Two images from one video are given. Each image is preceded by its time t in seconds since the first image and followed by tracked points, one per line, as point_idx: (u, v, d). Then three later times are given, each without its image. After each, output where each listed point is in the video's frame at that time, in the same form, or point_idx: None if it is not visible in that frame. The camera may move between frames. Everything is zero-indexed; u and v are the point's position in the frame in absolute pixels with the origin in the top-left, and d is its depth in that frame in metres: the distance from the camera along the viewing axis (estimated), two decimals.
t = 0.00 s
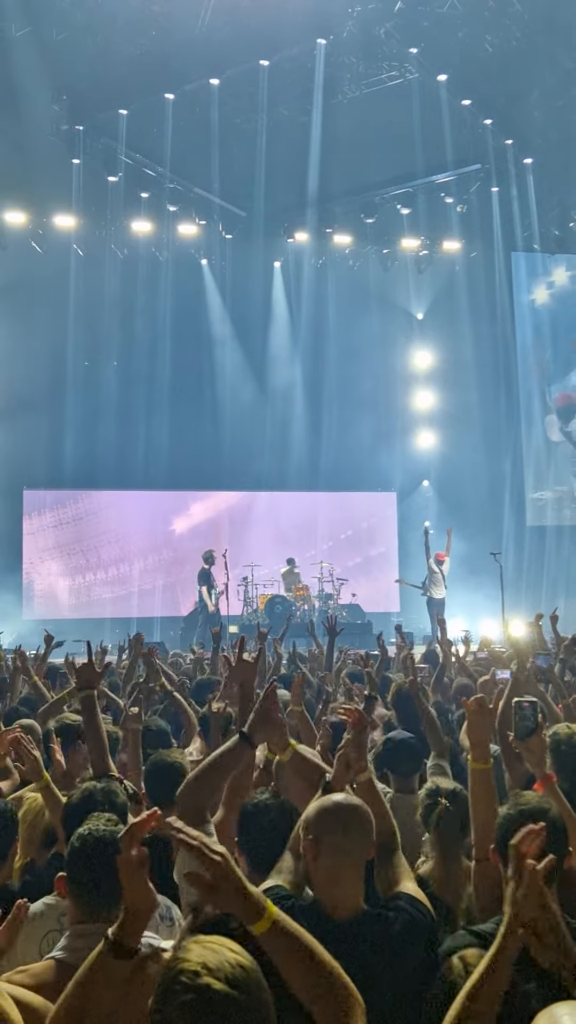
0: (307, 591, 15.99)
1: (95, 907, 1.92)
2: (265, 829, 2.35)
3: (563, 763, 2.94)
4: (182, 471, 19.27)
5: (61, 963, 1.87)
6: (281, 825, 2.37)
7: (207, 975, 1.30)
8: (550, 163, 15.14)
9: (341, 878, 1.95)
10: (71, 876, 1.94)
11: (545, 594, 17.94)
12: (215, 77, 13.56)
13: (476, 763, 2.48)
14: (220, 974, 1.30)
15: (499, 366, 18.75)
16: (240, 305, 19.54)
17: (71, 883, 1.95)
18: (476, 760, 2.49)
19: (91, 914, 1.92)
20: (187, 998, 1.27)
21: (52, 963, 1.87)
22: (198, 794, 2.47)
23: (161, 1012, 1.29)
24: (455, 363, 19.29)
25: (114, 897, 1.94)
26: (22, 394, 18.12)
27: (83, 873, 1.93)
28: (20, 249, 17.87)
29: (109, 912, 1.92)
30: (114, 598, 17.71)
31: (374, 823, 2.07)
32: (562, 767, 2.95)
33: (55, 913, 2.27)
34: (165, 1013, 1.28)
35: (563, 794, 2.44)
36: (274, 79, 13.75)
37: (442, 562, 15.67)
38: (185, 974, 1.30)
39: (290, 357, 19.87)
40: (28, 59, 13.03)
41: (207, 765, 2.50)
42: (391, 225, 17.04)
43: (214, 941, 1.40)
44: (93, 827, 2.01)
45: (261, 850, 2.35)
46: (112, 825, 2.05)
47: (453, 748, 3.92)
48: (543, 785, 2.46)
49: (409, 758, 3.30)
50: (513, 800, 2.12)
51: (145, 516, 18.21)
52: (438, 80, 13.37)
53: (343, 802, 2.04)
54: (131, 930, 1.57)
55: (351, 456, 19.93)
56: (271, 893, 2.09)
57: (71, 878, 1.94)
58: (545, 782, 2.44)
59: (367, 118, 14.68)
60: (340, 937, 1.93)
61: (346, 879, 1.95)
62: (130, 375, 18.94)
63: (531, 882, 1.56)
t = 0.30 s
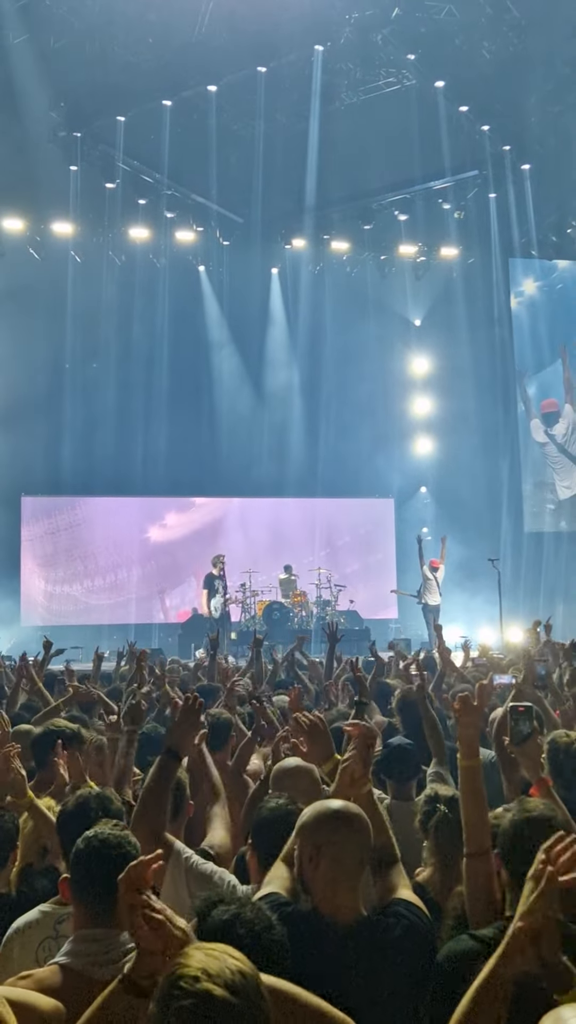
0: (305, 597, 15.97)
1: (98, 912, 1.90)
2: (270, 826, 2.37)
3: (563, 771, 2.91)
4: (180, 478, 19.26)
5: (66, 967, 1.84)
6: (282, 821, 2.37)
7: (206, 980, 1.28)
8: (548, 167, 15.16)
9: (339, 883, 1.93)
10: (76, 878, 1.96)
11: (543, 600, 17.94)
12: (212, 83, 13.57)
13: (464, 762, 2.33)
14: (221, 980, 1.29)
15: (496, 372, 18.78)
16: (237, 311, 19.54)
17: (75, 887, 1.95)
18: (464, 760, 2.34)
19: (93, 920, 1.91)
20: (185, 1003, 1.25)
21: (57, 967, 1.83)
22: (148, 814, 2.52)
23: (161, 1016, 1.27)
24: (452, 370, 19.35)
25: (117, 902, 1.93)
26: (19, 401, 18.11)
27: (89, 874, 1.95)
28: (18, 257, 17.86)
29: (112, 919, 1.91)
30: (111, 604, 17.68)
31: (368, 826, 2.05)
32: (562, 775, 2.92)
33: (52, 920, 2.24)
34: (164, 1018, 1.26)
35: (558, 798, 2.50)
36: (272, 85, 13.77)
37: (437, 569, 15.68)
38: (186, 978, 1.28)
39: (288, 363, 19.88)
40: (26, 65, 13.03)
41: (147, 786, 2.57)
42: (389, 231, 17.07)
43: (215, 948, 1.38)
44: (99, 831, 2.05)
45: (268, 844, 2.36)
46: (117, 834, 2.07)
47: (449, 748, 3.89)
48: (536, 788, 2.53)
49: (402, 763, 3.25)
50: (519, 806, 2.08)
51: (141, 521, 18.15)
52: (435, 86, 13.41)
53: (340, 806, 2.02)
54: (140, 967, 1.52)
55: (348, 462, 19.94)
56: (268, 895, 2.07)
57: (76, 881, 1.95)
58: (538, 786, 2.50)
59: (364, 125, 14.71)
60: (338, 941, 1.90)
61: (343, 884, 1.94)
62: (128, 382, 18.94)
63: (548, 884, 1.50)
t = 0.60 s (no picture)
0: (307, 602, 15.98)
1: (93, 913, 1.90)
2: (268, 832, 2.30)
3: (567, 780, 2.91)
4: (181, 482, 19.27)
5: (65, 970, 1.83)
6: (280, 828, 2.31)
7: (204, 983, 1.34)
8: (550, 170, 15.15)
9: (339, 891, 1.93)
10: (69, 879, 1.96)
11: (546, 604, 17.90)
12: (214, 87, 13.57)
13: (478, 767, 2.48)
14: (217, 981, 1.35)
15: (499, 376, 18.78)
16: (239, 315, 19.51)
17: (70, 890, 1.95)
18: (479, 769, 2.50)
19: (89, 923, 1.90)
20: (185, 1005, 1.31)
21: (56, 970, 1.82)
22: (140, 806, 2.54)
23: (161, 1017, 1.33)
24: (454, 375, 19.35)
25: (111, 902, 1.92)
26: (21, 406, 18.11)
27: (84, 874, 1.95)
28: (20, 262, 17.87)
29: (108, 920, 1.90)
30: (113, 609, 17.65)
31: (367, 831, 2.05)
32: (565, 784, 2.92)
33: (49, 926, 2.22)
34: (164, 1019, 1.33)
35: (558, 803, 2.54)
36: (273, 91, 13.77)
37: (438, 573, 15.69)
38: (184, 981, 1.34)
39: (289, 366, 19.85)
40: (28, 69, 13.04)
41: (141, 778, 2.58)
42: (390, 235, 17.05)
43: (213, 951, 1.45)
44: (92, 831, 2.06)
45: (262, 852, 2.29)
46: (108, 836, 2.07)
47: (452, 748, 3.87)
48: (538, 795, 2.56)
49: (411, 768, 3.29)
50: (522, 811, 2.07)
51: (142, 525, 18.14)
52: (437, 90, 13.42)
53: (337, 812, 2.01)
54: (122, 987, 1.63)
55: (350, 466, 19.92)
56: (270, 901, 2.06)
57: (70, 882, 1.96)
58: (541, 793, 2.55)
59: (365, 129, 14.71)
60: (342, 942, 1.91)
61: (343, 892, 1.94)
62: (129, 387, 18.93)
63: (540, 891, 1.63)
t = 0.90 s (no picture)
0: (308, 603, 15.98)
1: (87, 916, 1.91)
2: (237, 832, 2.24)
3: (562, 786, 2.91)
4: (182, 484, 19.29)
5: (61, 978, 1.83)
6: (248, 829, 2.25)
7: (209, 984, 1.35)
8: (551, 171, 15.15)
9: (341, 892, 1.93)
10: (65, 885, 1.96)
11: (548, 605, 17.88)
12: (215, 90, 13.57)
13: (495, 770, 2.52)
14: (222, 982, 1.35)
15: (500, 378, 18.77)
16: (241, 317, 19.50)
17: (67, 894, 1.96)
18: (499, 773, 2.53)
19: (83, 925, 1.91)
20: (189, 1006, 1.31)
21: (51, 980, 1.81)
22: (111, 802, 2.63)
23: (163, 1017, 1.34)
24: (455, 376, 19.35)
25: (106, 904, 1.94)
26: (22, 408, 18.14)
27: (77, 880, 1.95)
28: (22, 265, 17.90)
29: (102, 919, 1.92)
30: (114, 611, 17.64)
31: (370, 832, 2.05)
32: (560, 790, 2.92)
33: (47, 927, 2.23)
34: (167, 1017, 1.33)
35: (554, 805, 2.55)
36: (274, 93, 13.76)
37: (440, 574, 15.68)
38: (188, 980, 1.35)
39: (291, 368, 19.83)
40: (28, 72, 13.04)
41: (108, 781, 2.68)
42: (391, 237, 17.03)
43: (221, 952, 1.44)
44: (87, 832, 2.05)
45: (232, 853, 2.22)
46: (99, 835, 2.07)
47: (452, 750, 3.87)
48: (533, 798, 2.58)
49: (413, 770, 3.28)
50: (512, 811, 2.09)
51: (143, 527, 18.15)
52: (438, 92, 13.42)
53: (338, 814, 2.01)
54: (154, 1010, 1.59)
55: (351, 468, 19.91)
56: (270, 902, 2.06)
57: (66, 887, 1.96)
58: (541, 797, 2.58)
59: (366, 130, 14.70)
60: (341, 954, 1.88)
61: (346, 895, 1.94)
62: (130, 390, 18.93)
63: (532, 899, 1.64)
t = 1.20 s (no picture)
0: (308, 604, 15.98)
1: (98, 914, 1.94)
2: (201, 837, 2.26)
3: (563, 784, 2.90)
4: (184, 485, 19.33)
5: (64, 973, 1.85)
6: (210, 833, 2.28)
7: (211, 985, 1.35)
8: (552, 174, 15.16)
9: (341, 894, 1.93)
10: (76, 880, 2.00)
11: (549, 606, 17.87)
12: (216, 91, 13.56)
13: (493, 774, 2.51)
14: (225, 984, 1.35)
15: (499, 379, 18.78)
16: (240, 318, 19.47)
17: (75, 889, 2.00)
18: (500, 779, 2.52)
19: (94, 923, 1.94)
20: (193, 1006, 1.31)
21: (55, 976, 1.84)
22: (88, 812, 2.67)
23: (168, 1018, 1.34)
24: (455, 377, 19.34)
25: (118, 901, 1.98)
26: (23, 409, 18.16)
27: (85, 875, 1.99)
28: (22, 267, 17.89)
29: (111, 918, 1.95)
30: (115, 611, 17.64)
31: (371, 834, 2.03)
32: (561, 789, 2.91)
33: (46, 926, 2.25)
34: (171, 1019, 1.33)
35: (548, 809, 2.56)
36: (274, 93, 13.74)
37: (440, 574, 15.66)
38: (193, 982, 1.35)
39: (292, 370, 19.81)
40: (29, 74, 13.05)
41: (85, 791, 2.71)
42: (392, 238, 17.01)
43: (225, 953, 1.44)
44: (99, 833, 2.10)
45: (194, 864, 2.23)
46: (112, 834, 2.11)
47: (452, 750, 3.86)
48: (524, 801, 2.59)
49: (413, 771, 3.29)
50: (498, 815, 2.09)
51: (144, 528, 18.16)
52: (438, 94, 13.43)
53: (340, 816, 2.00)
54: None
55: (351, 470, 19.91)
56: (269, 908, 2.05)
57: (75, 882, 2.00)
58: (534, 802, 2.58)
59: (366, 132, 14.70)
60: (337, 946, 1.89)
61: (351, 899, 1.93)
62: (131, 391, 18.93)
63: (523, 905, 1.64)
